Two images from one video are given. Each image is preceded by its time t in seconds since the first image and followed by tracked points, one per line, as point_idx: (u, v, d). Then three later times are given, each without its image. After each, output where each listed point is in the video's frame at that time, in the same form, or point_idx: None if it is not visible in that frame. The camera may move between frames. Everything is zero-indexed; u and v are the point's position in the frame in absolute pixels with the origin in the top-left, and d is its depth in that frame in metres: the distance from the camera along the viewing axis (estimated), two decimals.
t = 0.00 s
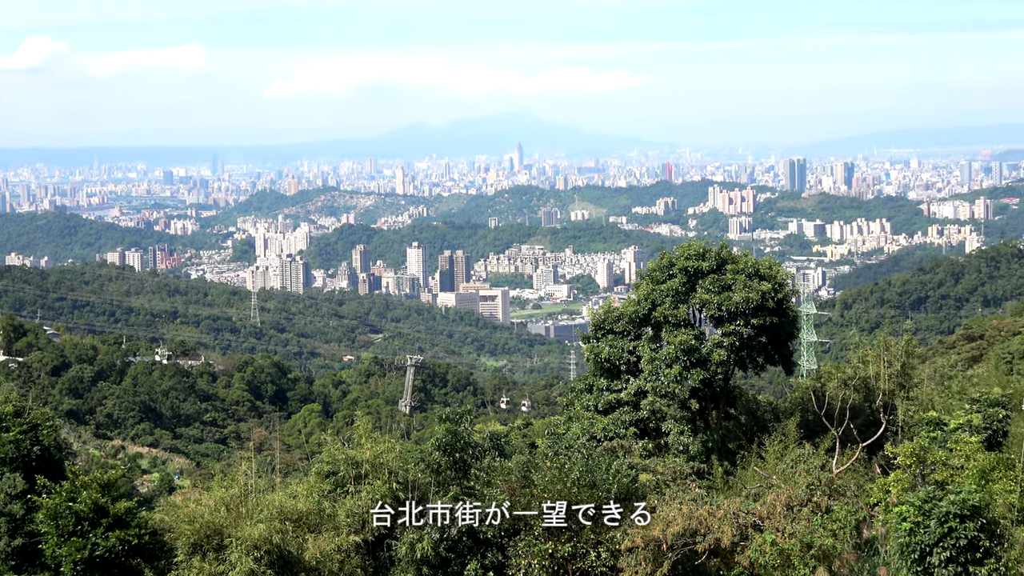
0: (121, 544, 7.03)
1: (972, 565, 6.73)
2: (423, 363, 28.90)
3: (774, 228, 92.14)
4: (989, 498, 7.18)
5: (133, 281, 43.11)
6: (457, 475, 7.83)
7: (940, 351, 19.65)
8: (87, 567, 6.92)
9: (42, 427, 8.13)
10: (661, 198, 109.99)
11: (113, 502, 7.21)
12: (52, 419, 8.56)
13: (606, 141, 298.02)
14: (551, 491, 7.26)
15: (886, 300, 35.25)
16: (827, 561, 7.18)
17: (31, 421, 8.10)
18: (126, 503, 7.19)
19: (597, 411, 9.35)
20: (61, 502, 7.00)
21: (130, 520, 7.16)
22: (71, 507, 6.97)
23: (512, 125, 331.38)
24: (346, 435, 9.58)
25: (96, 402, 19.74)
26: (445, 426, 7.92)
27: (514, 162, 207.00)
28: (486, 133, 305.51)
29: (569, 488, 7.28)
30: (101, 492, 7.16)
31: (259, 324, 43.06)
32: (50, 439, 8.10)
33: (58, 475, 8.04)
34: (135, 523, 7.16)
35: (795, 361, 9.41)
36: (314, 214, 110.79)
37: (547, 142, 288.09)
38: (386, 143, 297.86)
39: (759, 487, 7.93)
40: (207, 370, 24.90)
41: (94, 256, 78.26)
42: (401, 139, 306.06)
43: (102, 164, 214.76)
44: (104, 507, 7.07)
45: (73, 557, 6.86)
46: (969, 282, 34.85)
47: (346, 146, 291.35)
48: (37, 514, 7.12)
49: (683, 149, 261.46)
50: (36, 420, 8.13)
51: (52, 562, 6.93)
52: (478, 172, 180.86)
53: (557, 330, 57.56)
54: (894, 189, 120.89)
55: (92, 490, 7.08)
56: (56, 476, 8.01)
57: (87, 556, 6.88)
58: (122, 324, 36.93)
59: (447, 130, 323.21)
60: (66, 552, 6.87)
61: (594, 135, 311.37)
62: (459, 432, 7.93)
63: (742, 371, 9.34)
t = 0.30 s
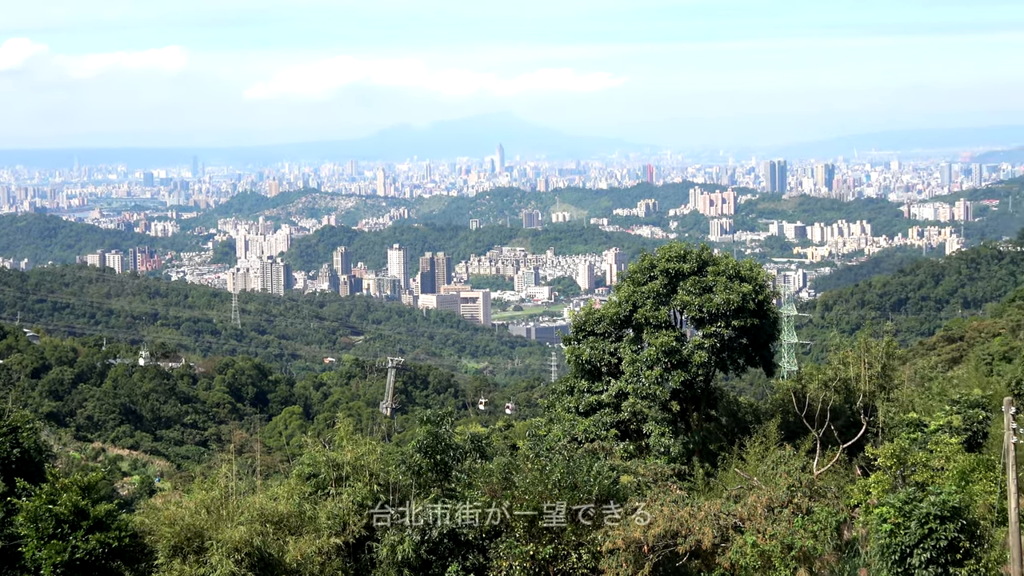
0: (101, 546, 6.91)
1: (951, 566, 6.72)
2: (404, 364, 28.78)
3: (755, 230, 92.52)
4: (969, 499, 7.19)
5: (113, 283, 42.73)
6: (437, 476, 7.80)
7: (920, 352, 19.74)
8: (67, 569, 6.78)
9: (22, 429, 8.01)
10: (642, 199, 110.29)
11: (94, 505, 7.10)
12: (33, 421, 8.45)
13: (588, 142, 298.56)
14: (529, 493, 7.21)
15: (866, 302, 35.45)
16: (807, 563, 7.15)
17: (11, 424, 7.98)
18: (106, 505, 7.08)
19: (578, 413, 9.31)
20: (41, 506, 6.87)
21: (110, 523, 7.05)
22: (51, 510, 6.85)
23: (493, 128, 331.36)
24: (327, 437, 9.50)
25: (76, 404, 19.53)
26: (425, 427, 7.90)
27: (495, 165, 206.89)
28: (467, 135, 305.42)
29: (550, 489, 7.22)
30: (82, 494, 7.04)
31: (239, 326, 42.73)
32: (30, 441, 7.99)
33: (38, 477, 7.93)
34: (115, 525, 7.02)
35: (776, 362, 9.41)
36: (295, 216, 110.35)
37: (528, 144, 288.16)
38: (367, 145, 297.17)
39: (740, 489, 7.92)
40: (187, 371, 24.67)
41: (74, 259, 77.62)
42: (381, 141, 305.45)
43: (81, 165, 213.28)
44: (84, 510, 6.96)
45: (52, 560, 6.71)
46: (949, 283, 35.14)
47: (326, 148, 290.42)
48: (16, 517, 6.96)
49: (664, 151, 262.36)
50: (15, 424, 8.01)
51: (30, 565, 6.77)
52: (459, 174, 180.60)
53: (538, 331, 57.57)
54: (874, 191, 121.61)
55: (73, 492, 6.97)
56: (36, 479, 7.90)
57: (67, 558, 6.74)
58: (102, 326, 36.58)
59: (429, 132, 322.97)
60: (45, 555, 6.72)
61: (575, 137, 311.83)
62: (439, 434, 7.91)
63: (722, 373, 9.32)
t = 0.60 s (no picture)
0: (83, 548, 6.82)
1: (932, 567, 6.72)
2: (386, 365, 28.66)
3: (737, 231, 92.81)
4: (950, 499, 7.19)
5: (95, 284, 42.40)
6: (419, 478, 7.83)
7: (903, 354, 19.80)
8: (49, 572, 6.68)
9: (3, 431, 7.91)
10: (624, 201, 110.42)
11: (75, 507, 7.01)
12: (13, 424, 8.36)
13: (570, 144, 298.91)
14: (510, 495, 7.16)
15: (848, 303, 35.62)
16: (789, 563, 7.13)
17: None
18: (87, 507, 6.98)
19: (560, 415, 9.28)
20: (22, 507, 6.75)
21: (92, 525, 6.96)
22: (32, 511, 6.74)
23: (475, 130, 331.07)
24: (309, 439, 9.46)
25: (57, 406, 19.37)
26: (408, 429, 7.92)
27: (478, 166, 206.64)
28: (450, 136, 305.23)
29: (532, 491, 7.16)
30: (63, 496, 6.96)
31: (221, 327, 42.49)
32: (11, 444, 7.91)
33: (19, 479, 7.86)
34: (97, 527, 6.95)
35: (759, 363, 9.40)
36: (277, 217, 109.90)
37: (510, 145, 288.27)
38: (349, 146, 296.41)
39: (722, 490, 7.88)
40: (169, 373, 24.47)
41: (55, 260, 77.04)
42: (364, 142, 304.81)
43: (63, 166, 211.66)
44: (66, 512, 6.85)
45: (33, 561, 6.59)
46: (931, 285, 35.36)
47: (309, 149, 289.54)
48: None
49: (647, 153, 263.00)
50: None
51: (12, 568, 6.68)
52: (442, 175, 180.28)
53: (521, 333, 57.51)
54: (856, 193, 122.26)
55: (54, 494, 6.87)
56: (16, 481, 7.83)
57: (49, 560, 6.63)
58: (84, 326, 36.28)
59: (412, 134, 322.64)
60: (26, 557, 6.58)
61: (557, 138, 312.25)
62: (422, 435, 7.94)
63: (704, 375, 9.31)
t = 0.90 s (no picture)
0: (66, 551, 6.72)
1: (917, 568, 6.69)
2: (371, 368, 28.54)
3: (721, 233, 93.05)
4: (934, 500, 7.19)
5: (78, 286, 42.10)
6: (404, 480, 7.77)
7: (887, 355, 19.88)
8: None
9: None
10: (608, 202, 110.57)
11: (58, 509, 6.93)
12: None
13: (555, 146, 299.27)
14: (495, 496, 7.12)
15: (832, 305, 35.69)
16: (774, 565, 7.12)
17: None
18: (71, 509, 6.90)
19: (545, 417, 9.25)
20: (4, 510, 6.65)
21: (75, 527, 6.88)
22: (15, 514, 6.64)
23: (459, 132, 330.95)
24: (294, 442, 9.39)
25: (41, 408, 19.19)
26: (392, 431, 7.83)
27: (462, 168, 206.73)
28: (434, 138, 305.03)
29: (517, 494, 7.13)
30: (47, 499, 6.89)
31: (205, 329, 42.27)
32: None
33: None
34: (80, 530, 6.87)
35: (742, 366, 9.39)
36: (261, 218, 109.48)
37: (494, 147, 288.16)
38: (333, 147, 295.68)
39: (706, 492, 7.86)
40: (153, 376, 24.29)
41: (38, 262, 76.51)
42: (348, 144, 304.18)
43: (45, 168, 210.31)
44: (49, 514, 6.78)
45: (16, 565, 6.43)
46: (915, 287, 35.51)
47: (293, 151, 288.76)
48: None
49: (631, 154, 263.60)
50: None
51: None
52: (426, 177, 180.11)
53: (505, 334, 57.47)
54: (839, 194, 122.85)
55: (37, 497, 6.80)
56: None
57: (32, 564, 6.50)
58: (67, 329, 36.00)
59: (396, 136, 322.36)
60: (9, 560, 6.43)
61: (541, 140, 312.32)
62: (406, 437, 7.84)
63: (689, 377, 9.30)
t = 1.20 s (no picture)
0: (50, 554, 6.65)
1: (900, 570, 6.70)
2: (355, 370, 28.42)
3: (705, 235, 93.28)
4: (918, 502, 7.19)
5: (61, 288, 41.77)
6: (389, 482, 7.73)
7: (872, 357, 19.93)
8: None
9: None
10: (593, 205, 110.69)
11: (42, 511, 6.85)
12: None
13: (539, 148, 299.35)
14: (479, 499, 7.09)
15: (816, 307, 35.79)
16: (757, 566, 7.10)
17: None
18: (55, 511, 6.83)
19: (529, 419, 9.21)
20: None
21: (59, 530, 6.80)
22: None
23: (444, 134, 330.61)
24: (278, 443, 9.32)
25: (23, 411, 19.01)
26: (377, 433, 7.77)
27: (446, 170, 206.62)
28: (418, 139, 304.63)
29: (501, 495, 7.10)
30: (29, 501, 6.81)
31: (189, 331, 42.00)
32: None
33: None
34: (64, 531, 6.80)
35: (725, 367, 9.38)
36: (245, 220, 109.02)
37: (479, 149, 288.01)
38: (317, 149, 294.84)
39: (691, 493, 7.82)
40: (136, 378, 24.07)
41: (20, 264, 75.91)
42: (332, 146, 303.53)
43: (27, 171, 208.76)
44: (32, 517, 6.70)
45: None
46: (898, 289, 35.67)
47: (277, 152, 287.78)
48: None
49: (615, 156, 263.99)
50: None
51: None
52: (410, 179, 179.93)
53: (489, 336, 57.39)
54: (822, 197, 123.35)
55: (19, 499, 6.71)
56: None
57: (14, 567, 6.43)
58: (50, 331, 35.69)
59: (380, 137, 321.79)
60: None
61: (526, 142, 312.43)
62: (391, 439, 7.78)
63: (672, 378, 9.29)
